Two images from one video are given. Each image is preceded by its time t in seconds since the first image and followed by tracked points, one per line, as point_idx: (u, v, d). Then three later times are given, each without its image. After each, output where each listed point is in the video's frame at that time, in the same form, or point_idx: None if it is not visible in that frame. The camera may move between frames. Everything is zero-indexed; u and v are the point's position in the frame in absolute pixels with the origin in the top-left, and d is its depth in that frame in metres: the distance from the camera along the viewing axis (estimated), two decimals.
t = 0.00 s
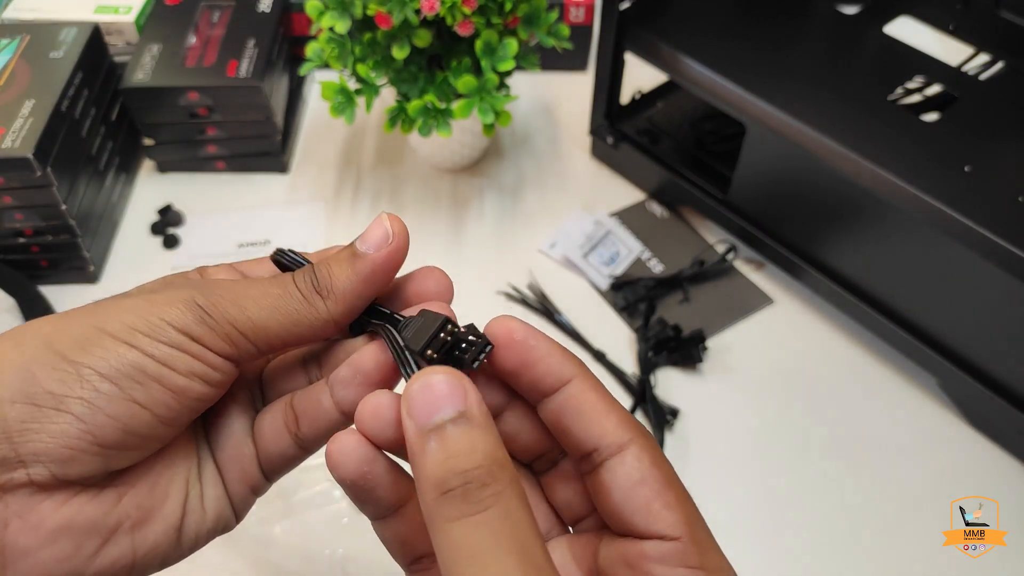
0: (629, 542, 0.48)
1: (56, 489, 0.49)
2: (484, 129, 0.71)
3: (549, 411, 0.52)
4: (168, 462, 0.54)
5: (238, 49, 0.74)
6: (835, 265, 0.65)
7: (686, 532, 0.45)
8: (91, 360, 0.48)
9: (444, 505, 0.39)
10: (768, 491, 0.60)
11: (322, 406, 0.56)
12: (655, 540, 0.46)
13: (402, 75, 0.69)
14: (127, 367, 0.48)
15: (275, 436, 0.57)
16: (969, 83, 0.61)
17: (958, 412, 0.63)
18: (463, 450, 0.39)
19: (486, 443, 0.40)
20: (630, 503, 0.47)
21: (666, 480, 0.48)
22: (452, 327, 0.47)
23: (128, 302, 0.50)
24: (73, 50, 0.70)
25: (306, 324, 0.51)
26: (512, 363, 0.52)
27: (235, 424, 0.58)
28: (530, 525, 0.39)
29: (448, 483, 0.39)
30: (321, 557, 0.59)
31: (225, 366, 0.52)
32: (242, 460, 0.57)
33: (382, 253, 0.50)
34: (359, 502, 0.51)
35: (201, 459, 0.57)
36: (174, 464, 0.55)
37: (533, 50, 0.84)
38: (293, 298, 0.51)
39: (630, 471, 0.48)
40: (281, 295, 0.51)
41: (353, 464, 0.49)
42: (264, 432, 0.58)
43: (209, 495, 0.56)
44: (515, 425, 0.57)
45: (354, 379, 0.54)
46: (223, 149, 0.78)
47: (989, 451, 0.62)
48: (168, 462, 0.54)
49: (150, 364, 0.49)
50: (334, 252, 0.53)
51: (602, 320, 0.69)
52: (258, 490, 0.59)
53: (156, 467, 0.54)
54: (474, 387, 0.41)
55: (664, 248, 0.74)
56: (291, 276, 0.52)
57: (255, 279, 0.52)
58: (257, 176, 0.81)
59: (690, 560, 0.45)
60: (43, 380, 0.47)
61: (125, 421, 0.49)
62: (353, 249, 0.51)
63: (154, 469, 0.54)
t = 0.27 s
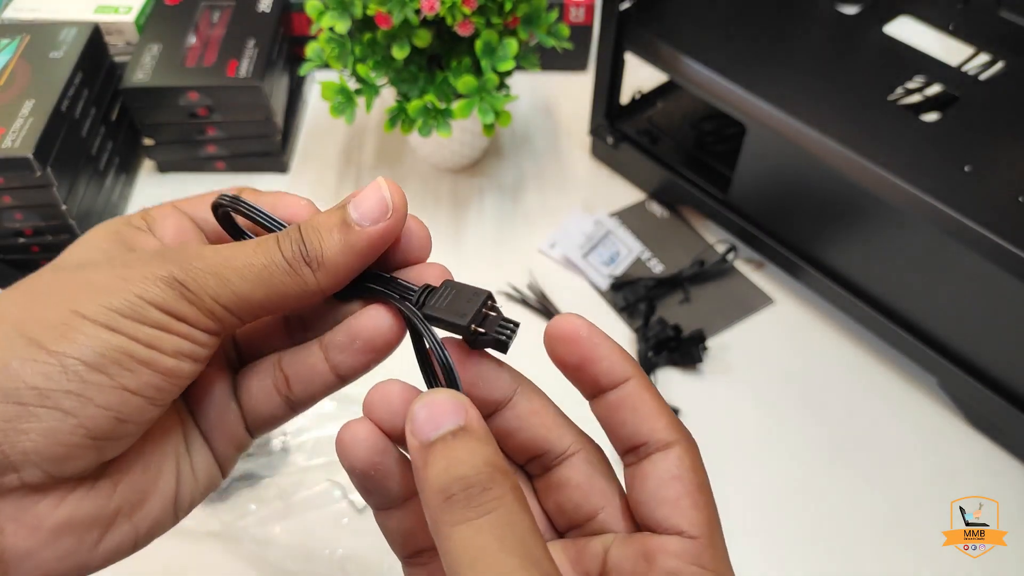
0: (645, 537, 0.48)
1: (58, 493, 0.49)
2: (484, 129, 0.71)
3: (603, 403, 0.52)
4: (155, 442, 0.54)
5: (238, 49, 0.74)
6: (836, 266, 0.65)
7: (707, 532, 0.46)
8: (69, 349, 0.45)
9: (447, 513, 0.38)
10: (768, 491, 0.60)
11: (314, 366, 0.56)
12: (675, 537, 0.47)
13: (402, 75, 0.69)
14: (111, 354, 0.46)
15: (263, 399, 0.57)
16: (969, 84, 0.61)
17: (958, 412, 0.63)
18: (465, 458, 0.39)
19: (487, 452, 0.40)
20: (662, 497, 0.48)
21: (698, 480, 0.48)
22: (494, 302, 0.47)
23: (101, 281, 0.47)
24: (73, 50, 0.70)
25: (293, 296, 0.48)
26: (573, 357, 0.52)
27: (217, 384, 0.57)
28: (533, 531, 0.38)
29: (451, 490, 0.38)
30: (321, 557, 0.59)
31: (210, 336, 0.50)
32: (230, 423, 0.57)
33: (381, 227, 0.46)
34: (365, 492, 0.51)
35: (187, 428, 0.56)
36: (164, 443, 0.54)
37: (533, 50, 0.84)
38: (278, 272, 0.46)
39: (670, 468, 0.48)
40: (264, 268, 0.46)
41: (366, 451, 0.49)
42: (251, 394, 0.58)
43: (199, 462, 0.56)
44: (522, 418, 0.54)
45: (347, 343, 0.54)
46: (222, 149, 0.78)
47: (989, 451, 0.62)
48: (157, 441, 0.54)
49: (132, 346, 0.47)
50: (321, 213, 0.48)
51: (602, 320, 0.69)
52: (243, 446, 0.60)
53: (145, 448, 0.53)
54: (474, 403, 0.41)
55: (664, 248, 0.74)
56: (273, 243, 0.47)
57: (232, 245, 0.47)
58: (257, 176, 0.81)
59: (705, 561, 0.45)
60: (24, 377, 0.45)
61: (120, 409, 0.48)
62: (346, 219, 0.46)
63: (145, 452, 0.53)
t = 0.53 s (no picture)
0: (638, 553, 0.48)
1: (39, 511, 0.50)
2: (484, 129, 0.71)
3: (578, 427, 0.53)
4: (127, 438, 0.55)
5: (238, 49, 0.74)
6: (836, 266, 0.65)
7: (694, 546, 0.47)
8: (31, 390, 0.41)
9: (461, 528, 0.38)
10: (768, 492, 0.60)
11: (291, 373, 0.57)
12: (665, 551, 0.47)
13: (402, 75, 0.69)
14: (79, 393, 0.43)
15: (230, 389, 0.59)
16: (969, 84, 0.61)
17: (958, 412, 0.63)
18: (478, 473, 0.39)
19: (497, 467, 0.40)
20: (648, 514, 0.48)
21: (682, 497, 0.49)
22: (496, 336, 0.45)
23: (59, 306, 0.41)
24: (73, 50, 0.70)
25: (276, 314, 0.43)
26: (552, 381, 0.52)
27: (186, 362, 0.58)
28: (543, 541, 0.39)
29: (466, 505, 0.38)
30: (321, 557, 0.59)
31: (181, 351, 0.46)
32: (191, 403, 0.59)
33: (384, 254, 0.42)
34: (362, 507, 0.51)
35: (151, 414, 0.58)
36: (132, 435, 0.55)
37: (533, 50, 0.84)
38: (264, 293, 0.41)
39: (653, 486, 0.49)
40: (248, 291, 0.41)
41: (368, 467, 0.49)
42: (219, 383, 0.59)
43: (158, 445, 0.58)
44: (517, 435, 0.54)
45: (326, 351, 0.54)
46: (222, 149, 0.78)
47: (988, 451, 0.62)
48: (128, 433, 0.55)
49: (99, 380, 0.43)
50: (314, 221, 0.42)
51: (602, 320, 0.69)
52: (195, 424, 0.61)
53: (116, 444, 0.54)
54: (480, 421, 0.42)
55: (664, 248, 0.74)
56: (260, 260, 0.41)
57: (209, 256, 0.41)
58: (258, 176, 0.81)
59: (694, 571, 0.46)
60: None
61: (94, 441, 0.46)
62: (345, 241, 0.41)
63: (117, 451, 0.54)
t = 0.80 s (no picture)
0: (619, 557, 0.49)
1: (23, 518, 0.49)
2: (484, 129, 0.71)
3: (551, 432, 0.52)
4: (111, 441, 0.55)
5: (238, 49, 0.74)
6: (836, 266, 0.65)
7: (673, 549, 0.47)
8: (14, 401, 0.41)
9: (445, 533, 0.38)
10: (768, 492, 0.60)
11: (279, 375, 0.57)
12: (645, 555, 0.48)
13: (402, 75, 0.69)
14: (62, 404, 0.42)
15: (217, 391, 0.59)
16: (969, 84, 0.61)
17: (958, 412, 0.63)
18: (462, 479, 0.39)
19: (481, 473, 0.40)
20: (626, 519, 0.49)
21: (659, 501, 0.49)
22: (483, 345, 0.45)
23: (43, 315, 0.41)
24: (73, 50, 0.70)
25: (262, 321, 0.43)
26: (526, 386, 0.52)
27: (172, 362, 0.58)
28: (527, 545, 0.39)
29: (451, 511, 0.38)
30: (321, 557, 0.59)
31: (166, 359, 0.46)
32: (177, 403, 0.59)
33: (370, 263, 0.42)
34: (348, 514, 0.51)
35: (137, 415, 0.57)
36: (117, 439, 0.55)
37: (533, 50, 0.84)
38: (250, 302, 0.41)
39: (630, 491, 0.49)
40: (234, 300, 0.41)
41: (353, 474, 0.49)
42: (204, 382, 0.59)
43: (143, 446, 0.58)
44: (500, 440, 0.54)
45: (311, 353, 0.54)
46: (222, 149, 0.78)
47: (989, 451, 0.62)
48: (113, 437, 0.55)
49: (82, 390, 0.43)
50: (299, 228, 0.41)
51: (601, 320, 0.69)
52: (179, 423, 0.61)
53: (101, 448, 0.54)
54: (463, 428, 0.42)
55: (664, 248, 0.74)
56: (245, 269, 0.41)
57: (194, 265, 0.41)
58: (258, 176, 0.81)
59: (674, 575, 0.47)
60: None
61: (76, 450, 0.46)
62: (330, 250, 0.40)
63: (100, 455, 0.54)
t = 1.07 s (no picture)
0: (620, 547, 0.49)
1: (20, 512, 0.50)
2: (484, 129, 0.71)
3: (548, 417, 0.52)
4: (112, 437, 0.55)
5: (238, 49, 0.74)
6: (836, 266, 0.65)
7: (672, 539, 0.47)
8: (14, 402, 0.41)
9: (451, 523, 0.38)
10: (769, 491, 0.60)
11: (276, 370, 0.57)
12: (645, 545, 0.47)
13: (402, 75, 0.69)
14: (60, 403, 0.43)
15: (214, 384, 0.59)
16: (969, 84, 0.61)
17: (958, 412, 0.63)
18: (468, 470, 0.39)
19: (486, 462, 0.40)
20: (625, 507, 0.48)
21: (658, 489, 0.49)
22: (479, 336, 0.45)
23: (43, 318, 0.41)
24: (73, 50, 0.70)
25: (258, 317, 0.43)
26: (520, 367, 0.52)
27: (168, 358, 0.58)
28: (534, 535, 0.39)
29: (458, 501, 0.38)
30: (321, 557, 0.59)
31: (164, 356, 0.46)
32: (177, 398, 0.59)
33: (359, 256, 0.41)
34: (353, 503, 0.51)
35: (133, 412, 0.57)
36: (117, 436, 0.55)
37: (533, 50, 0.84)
38: (245, 299, 0.42)
39: (627, 479, 0.49)
40: (228, 297, 0.41)
41: (357, 464, 0.49)
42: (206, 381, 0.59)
43: (143, 444, 0.58)
44: (504, 427, 0.54)
45: (312, 352, 0.55)
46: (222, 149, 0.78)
47: (989, 451, 0.62)
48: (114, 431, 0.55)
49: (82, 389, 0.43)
50: (290, 224, 0.41)
51: (602, 320, 0.69)
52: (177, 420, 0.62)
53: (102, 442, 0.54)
54: (467, 416, 0.42)
55: (664, 248, 0.74)
56: (239, 265, 0.41)
57: (188, 264, 0.41)
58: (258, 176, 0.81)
59: (675, 565, 0.46)
60: None
61: (74, 447, 0.46)
62: (320, 245, 0.40)
63: (101, 453, 0.54)
